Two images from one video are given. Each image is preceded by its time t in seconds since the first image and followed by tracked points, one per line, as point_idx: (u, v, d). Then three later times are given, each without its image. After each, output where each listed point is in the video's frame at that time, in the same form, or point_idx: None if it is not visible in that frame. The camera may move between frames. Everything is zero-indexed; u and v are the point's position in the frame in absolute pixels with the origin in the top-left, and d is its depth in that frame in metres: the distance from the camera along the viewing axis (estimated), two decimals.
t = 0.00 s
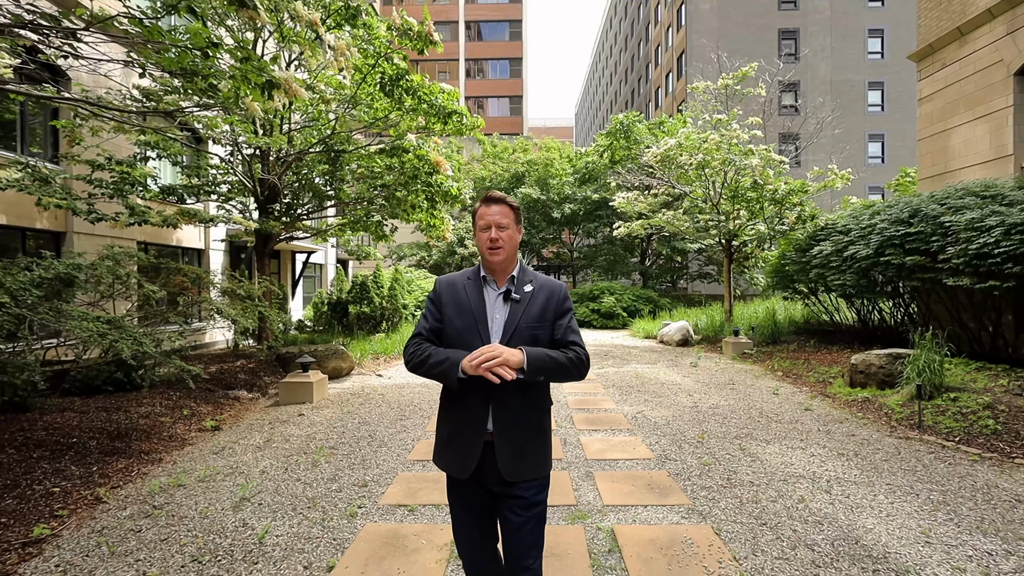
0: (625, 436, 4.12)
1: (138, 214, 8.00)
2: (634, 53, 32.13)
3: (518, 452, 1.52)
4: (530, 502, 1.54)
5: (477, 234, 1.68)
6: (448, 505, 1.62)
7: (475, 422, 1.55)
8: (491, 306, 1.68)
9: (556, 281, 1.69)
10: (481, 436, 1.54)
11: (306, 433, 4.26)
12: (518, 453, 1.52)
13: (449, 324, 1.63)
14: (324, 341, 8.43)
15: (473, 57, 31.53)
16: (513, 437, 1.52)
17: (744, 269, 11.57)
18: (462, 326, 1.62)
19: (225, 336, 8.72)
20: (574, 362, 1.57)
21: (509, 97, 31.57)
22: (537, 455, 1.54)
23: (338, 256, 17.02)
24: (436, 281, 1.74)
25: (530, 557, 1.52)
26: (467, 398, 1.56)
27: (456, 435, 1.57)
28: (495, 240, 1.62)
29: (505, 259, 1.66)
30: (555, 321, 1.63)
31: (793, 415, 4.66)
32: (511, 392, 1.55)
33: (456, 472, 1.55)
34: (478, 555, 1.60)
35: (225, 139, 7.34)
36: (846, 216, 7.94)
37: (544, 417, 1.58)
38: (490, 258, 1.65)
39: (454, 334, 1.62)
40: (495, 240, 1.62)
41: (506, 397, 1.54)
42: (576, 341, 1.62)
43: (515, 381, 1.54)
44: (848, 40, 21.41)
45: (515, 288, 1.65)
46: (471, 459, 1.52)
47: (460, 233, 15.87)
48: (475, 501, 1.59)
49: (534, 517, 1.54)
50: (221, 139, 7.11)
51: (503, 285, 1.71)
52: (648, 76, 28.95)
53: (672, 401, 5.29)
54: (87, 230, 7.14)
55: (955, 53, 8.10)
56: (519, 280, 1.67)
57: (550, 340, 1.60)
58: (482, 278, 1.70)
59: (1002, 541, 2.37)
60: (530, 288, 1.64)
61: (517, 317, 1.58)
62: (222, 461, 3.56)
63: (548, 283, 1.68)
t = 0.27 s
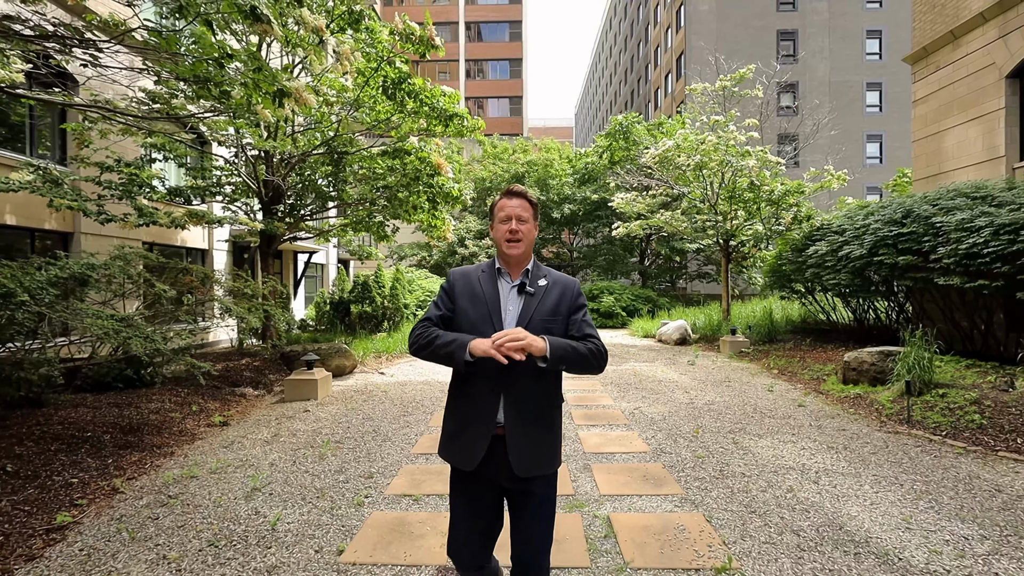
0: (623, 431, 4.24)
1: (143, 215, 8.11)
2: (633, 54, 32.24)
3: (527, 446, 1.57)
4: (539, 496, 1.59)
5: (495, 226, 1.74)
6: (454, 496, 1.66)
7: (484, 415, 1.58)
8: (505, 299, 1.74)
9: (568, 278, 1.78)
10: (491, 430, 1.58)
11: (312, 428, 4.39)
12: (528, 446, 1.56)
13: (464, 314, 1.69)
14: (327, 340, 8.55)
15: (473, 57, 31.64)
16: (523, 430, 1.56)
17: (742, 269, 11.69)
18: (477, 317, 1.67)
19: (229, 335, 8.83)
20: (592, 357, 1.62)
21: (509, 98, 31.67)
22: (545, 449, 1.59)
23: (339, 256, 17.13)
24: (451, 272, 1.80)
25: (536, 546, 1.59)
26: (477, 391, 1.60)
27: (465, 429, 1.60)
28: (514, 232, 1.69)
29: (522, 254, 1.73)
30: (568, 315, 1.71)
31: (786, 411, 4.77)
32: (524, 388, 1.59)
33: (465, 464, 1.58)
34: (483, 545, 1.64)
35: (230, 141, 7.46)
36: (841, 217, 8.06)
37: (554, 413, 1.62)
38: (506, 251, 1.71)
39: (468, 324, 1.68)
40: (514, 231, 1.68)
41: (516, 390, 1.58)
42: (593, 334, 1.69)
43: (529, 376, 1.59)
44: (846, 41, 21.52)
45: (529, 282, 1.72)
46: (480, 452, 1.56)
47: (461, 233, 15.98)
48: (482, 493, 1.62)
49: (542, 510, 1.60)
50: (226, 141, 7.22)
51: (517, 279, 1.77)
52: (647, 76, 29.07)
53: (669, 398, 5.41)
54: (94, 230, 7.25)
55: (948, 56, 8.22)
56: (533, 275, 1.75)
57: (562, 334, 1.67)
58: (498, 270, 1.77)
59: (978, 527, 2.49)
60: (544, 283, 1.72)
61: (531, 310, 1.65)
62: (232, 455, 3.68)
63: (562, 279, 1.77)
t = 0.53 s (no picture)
0: (618, 427, 4.35)
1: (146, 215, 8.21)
2: (633, 54, 32.34)
3: (531, 442, 1.59)
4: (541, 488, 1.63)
5: (499, 225, 1.72)
6: (454, 497, 1.62)
7: (489, 411, 1.60)
8: (507, 297, 1.73)
9: (569, 279, 1.84)
10: (496, 426, 1.59)
11: (316, 424, 4.50)
12: (532, 443, 1.59)
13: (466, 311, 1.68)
14: (329, 339, 8.67)
15: (473, 58, 31.73)
16: (528, 426, 1.59)
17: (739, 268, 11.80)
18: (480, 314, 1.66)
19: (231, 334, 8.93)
20: (601, 344, 1.70)
21: (509, 98, 31.77)
22: (548, 446, 1.62)
23: (340, 256, 17.23)
24: (453, 270, 1.80)
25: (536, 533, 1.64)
26: (482, 386, 1.62)
27: (470, 424, 1.62)
28: (519, 233, 1.68)
29: (526, 253, 1.73)
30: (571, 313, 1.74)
31: (779, 408, 4.89)
32: (529, 384, 1.61)
33: (469, 460, 1.59)
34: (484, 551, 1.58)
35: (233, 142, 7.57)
36: (835, 217, 8.17)
37: (558, 411, 1.65)
38: (510, 249, 1.70)
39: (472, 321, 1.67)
40: (520, 231, 1.67)
41: (522, 386, 1.61)
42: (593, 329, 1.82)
43: (534, 371, 1.62)
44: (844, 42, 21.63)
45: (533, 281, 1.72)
46: (486, 448, 1.57)
47: (460, 233, 16.07)
48: (485, 492, 1.61)
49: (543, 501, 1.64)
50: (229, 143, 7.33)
51: (520, 277, 1.76)
52: (646, 77, 29.18)
53: (665, 395, 5.52)
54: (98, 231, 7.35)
55: (942, 58, 8.33)
56: (536, 273, 1.77)
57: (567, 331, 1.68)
58: (500, 269, 1.77)
59: (955, 515, 2.61)
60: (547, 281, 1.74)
61: (536, 307, 1.66)
62: (239, 449, 3.80)
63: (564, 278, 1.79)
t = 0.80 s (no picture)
0: (613, 423, 4.47)
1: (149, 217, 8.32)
2: (632, 55, 32.45)
3: (528, 442, 1.64)
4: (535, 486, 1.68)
5: (494, 227, 1.72)
6: (452, 496, 1.64)
7: (488, 413, 1.63)
8: (502, 299, 1.75)
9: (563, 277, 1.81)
10: (495, 426, 1.63)
11: (318, 421, 4.61)
12: (530, 443, 1.64)
13: (461, 313, 1.69)
14: (330, 338, 8.79)
15: (473, 58, 31.83)
16: (525, 427, 1.63)
17: (736, 269, 11.91)
18: (476, 316, 1.68)
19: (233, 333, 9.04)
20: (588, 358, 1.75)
21: (508, 99, 31.86)
22: (543, 445, 1.67)
23: (340, 256, 17.34)
24: (445, 272, 1.78)
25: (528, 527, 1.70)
26: (480, 389, 1.64)
27: (469, 426, 1.64)
28: (514, 236, 1.69)
29: (520, 255, 1.74)
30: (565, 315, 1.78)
31: (771, 405, 5.00)
32: (526, 386, 1.65)
33: (469, 460, 1.61)
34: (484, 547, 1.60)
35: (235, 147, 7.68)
36: (830, 217, 8.27)
37: (552, 410, 1.70)
38: (504, 252, 1.71)
39: (467, 325, 1.68)
40: (514, 234, 1.67)
41: (519, 388, 1.64)
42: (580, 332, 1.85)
43: (530, 373, 1.66)
44: (841, 43, 21.73)
45: (528, 283, 1.74)
46: (486, 449, 1.60)
47: (460, 234, 16.17)
48: (483, 491, 1.64)
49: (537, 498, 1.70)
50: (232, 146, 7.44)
51: (513, 279, 1.77)
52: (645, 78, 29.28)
53: (660, 392, 5.63)
54: (103, 231, 7.47)
55: (935, 61, 8.44)
56: (530, 275, 1.77)
57: (561, 333, 1.73)
58: (493, 271, 1.77)
59: (932, 505, 2.73)
60: (542, 283, 1.75)
61: (532, 311, 1.69)
62: (244, 444, 3.92)
63: (557, 279, 1.80)
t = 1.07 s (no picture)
0: (609, 420, 4.58)
1: (154, 218, 8.43)
2: (632, 55, 32.54)
3: (523, 450, 1.63)
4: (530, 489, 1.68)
5: (478, 232, 1.71)
6: (447, 507, 1.61)
7: (482, 423, 1.60)
8: (491, 306, 1.73)
9: (550, 281, 1.81)
10: (489, 437, 1.60)
11: (321, 418, 4.72)
12: (525, 451, 1.62)
13: (451, 324, 1.67)
14: (331, 338, 8.90)
15: (473, 59, 31.94)
16: (520, 435, 1.61)
17: (734, 269, 12.00)
18: (465, 326, 1.66)
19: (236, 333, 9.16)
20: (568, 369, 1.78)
21: (509, 99, 31.96)
22: (538, 452, 1.66)
23: (341, 256, 17.47)
24: (431, 282, 1.76)
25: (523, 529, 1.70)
26: (473, 399, 1.61)
27: (463, 437, 1.61)
28: (498, 240, 1.68)
29: (506, 260, 1.73)
30: (555, 320, 1.76)
31: (764, 403, 5.11)
32: (519, 394, 1.63)
33: (464, 472, 1.59)
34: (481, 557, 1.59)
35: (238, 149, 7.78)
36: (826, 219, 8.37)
37: (544, 416, 1.69)
38: (491, 258, 1.70)
39: (457, 334, 1.66)
40: (499, 239, 1.67)
41: (512, 396, 1.62)
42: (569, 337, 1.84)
43: (522, 381, 1.64)
44: (841, 44, 21.82)
45: (517, 288, 1.73)
46: (481, 460, 1.58)
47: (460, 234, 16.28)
48: (478, 500, 1.62)
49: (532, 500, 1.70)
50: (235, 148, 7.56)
51: (501, 284, 1.77)
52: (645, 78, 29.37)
53: (656, 391, 5.74)
54: (109, 233, 7.59)
55: (930, 64, 8.54)
56: (519, 280, 1.75)
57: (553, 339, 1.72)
58: (480, 278, 1.75)
59: (913, 498, 2.83)
60: (531, 288, 1.73)
61: (522, 317, 1.67)
62: (250, 440, 4.03)
63: (545, 282, 1.79)
